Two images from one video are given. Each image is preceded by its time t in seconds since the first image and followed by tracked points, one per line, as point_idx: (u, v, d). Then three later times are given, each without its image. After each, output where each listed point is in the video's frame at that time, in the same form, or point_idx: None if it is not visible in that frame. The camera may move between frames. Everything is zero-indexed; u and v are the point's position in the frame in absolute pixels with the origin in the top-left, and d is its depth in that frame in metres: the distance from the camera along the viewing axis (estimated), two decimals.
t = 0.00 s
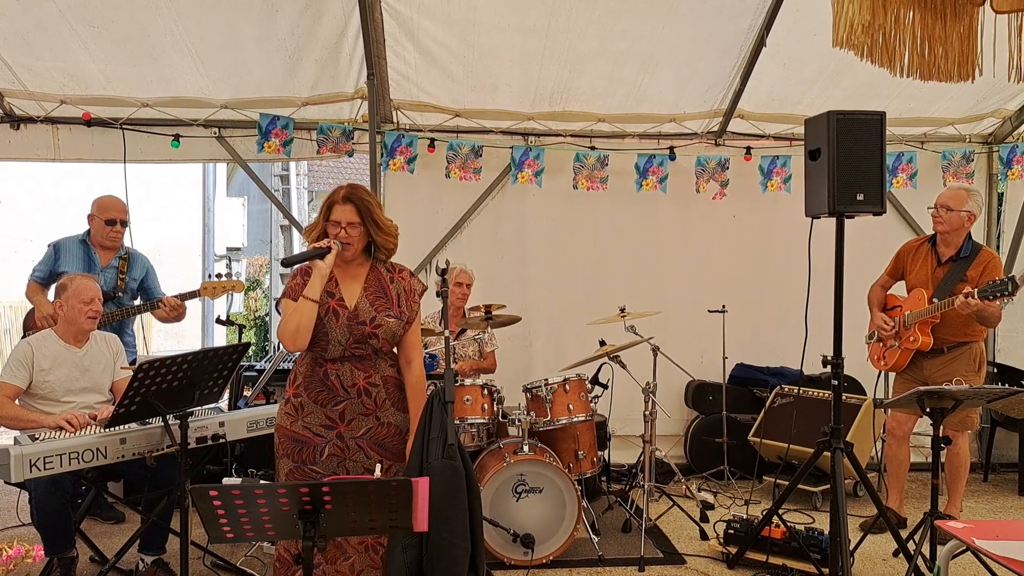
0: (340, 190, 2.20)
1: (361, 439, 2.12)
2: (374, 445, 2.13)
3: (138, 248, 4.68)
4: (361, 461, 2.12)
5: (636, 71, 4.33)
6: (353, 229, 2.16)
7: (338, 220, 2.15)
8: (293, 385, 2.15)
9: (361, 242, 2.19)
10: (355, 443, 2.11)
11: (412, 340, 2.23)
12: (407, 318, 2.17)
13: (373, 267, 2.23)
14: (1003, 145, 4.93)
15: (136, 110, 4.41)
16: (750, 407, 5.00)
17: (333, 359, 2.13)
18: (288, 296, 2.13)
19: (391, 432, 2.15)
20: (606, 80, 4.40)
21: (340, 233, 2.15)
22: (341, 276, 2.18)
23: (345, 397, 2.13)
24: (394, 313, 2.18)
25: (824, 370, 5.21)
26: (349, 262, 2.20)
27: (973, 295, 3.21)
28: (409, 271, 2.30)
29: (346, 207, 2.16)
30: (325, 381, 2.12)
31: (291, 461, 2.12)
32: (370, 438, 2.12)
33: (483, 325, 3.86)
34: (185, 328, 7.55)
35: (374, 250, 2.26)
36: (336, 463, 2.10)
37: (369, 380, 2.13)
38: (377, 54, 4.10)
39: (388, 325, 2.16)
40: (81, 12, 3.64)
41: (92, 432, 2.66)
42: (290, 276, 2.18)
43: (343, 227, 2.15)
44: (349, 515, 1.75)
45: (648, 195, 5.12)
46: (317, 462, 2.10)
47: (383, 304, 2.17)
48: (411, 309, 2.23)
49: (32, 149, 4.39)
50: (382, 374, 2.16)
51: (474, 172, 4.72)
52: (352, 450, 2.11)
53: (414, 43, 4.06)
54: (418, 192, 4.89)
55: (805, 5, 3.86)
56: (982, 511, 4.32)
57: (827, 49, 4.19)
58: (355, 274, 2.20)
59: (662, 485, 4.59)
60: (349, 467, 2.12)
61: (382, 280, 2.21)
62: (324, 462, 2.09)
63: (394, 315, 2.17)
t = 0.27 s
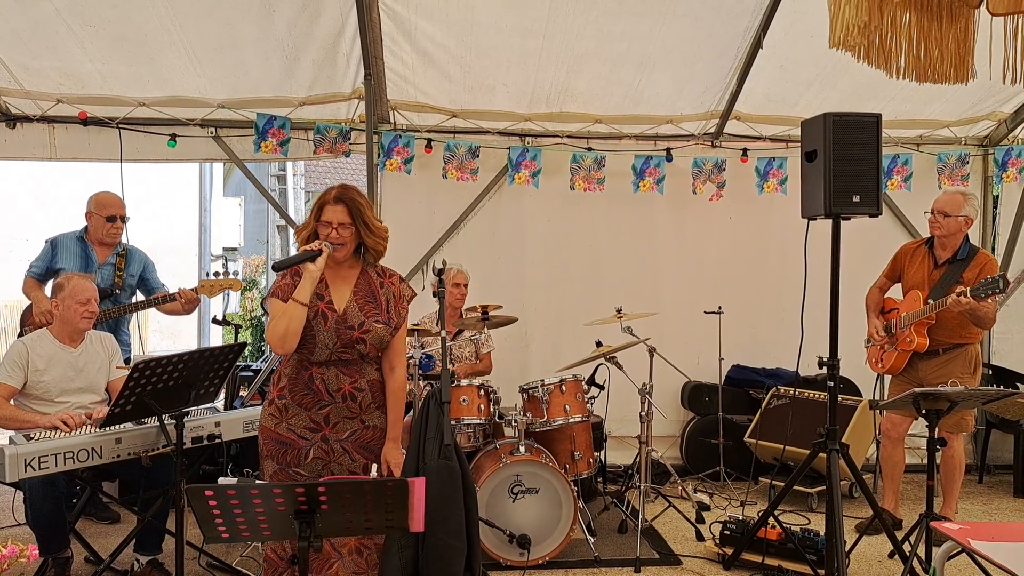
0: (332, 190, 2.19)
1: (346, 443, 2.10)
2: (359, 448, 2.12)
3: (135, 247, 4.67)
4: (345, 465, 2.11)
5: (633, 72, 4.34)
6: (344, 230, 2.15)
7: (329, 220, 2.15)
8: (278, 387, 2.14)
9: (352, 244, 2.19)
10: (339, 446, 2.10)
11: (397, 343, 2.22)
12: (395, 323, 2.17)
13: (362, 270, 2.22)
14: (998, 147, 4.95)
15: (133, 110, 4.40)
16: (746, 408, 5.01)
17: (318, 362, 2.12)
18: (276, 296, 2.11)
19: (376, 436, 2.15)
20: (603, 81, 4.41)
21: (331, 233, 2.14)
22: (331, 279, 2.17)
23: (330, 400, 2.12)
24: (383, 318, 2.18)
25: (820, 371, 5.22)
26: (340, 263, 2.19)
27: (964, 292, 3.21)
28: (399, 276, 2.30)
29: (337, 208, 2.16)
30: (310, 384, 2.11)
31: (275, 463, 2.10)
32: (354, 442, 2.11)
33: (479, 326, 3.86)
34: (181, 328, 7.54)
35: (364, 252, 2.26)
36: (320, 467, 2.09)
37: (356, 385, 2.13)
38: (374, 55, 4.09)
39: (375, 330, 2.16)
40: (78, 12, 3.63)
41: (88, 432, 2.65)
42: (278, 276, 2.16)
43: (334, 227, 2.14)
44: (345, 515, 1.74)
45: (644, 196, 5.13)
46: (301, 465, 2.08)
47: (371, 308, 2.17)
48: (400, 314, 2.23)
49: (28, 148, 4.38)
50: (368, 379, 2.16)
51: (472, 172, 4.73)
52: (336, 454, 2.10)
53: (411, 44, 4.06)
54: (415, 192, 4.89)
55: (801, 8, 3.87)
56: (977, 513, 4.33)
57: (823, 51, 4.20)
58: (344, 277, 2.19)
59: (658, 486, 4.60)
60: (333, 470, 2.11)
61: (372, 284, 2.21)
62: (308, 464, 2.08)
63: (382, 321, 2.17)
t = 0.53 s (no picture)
0: (328, 188, 2.17)
1: (343, 445, 2.10)
2: (355, 450, 2.11)
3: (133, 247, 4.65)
4: (341, 467, 2.10)
5: (633, 73, 4.33)
6: (341, 228, 2.13)
7: (326, 219, 2.13)
8: (275, 388, 2.13)
9: (349, 242, 2.17)
10: (336, 448, 2.09)
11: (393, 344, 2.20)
12: (391, 324, 2.16)
13: (359, 269, 2.20)
14: (999, 149, 4.95)
15: (132, 109, 4.38)
16: (745, 410, 5.00)
17: (315, 363, 2.10)
18: (273, 296, 2.09)
19: (372, 438, 2.14)
20: (603, 82, 4.40)
21: (327, 232, 2.12)
22: (327, 279, 2.15)
23: (326, 402, 2.11)
24: (380, 319, 2.16)
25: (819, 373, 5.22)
26: (337, 262, 2.18)
27: (962, 293, 3.20)
28: (397, 274, 2.28)
29: (334, 206, 2.14)
30: (306, 386, 2.10)
31: (271, 464, 2.09)
32: (351, 444, 2.10)
33: (478, 326, 3.85)
34: (179, 328, 7.51)
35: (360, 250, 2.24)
36: (316, 469, 2.08)
37: (352, 387, 2.12)
38: (374, 54, 4.08)
39: (373, 331, 2.14)
40: (76, 11, 3.62)
41: (85, 432, 2.64)
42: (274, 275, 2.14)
43: (330, 225, 2.12)
44: (344, 517, 1.73)
45: (644, 197, 5.12)
46: (296, 467, 2.07)
47: (368, 309, 2.15)
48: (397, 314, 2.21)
49: (26, 147, 4.36)
50: (365, 381, 2.15)
51: (471, 172, 4.70)
52: (333, 456, 2.09)
53: (410, 44, 4.05)
54: (414, 193, 4.88)
55: (802, 9, 3.86)
56: (976, 515, 4.32)
57: (824, 53, 4.20)
58: (341, 276, 2.17)
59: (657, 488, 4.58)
60: (329, 472, 2.11)
61: (369, 284, 2.19)
62: (304, 467, 2.07)
63: (379, 322, 2.15)
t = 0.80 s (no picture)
0: (335, 189, 2.17)
1: (358, 445, 2.10)
2: (372, 449, 2.12)
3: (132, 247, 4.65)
4: (358, 466, 2.11)
5: (633, 74, 4.33)
6: (348, 228, 2.13)
7: (333, 219, 2.13)
8: (292, 390, 2.15)
9: (357, 241, 2.17)
10: (352, 448, 2.10)
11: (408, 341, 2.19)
12: (403, 322, 2.15)
13: (369, 269, 2.20)
14: (998, 151, 4.97)
15: (131, 109, 4.38)
16: (745, 412, 5.00)
17: (329, 364, 2.11)
18: (285, 300, 2.11)
19: (389, 437, 2.15)
20: (603, 83, 4.40)
21: (335, 233, 2.12)
22: (338, 280, 2.16)
23: (342, 402, 2.12)
24: (391, 317, 2.15)
25: (818, 374, 5.22)
26: (346, 262, 2.18)
27: (961, 292, 3.21)
28: (408, 272, 2.28)
29: (341, 206, 2.14)
30: (321, 388, 2.11)
31: (290, 465, 2.12)
32: (367, 444, 2.11)
33: (477, 327, 3.85)
34: (177, 328, 7.51)
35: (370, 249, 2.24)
36: (333, 469, 2.10)
37: (366, 387, 2.12)
38: (374, 55, 4.08)
39: (384, 330, 2.14)
40: (76, 11, 3.62)
41: (85, 432, 2.64)
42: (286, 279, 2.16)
43: (338, 226, 2.12)
44: (342, 518, 1.73)
45: (644, 199, 5.12)
46: (313, 468, 2.09)
47: (379, 308, 2.15)
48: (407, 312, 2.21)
49: (25, 147, 4.36)
50: (380, 380, 2.15)
51: (471, 173, 4.68)
52: (349, 456, 2.10)
53: (411, 45, 4.05)
54: (414, 194, 4.88)
55: (802, 11, 3.87)
56: (975, 517, 4.33)
57: (823, 54, 4.20)
58: (351, 276, 2.18)
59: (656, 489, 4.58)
60: (347, 472, 2.12)
61: (380, 283, 2.19)
62: (321, 467, 2.09)
63: (390, 320, 2.15)
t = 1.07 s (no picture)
0: (338, 188, 2.18)
1: (357, 446, 2.09)
2: (371, 452, 2.11)
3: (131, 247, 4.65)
4: (357, 468, 2.10)
5: (633, 76, 4.33)
6: (351, 228, 2.14)
7: (336, 219, 2.14)
8: (292, 391, 2.14)
9: (360, 241, 2.18)
10: (351, 450, 2.09)
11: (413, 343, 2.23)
12: (404, 324, 2.15)
13: (371, 269, 2.21)
14: (997, 153, 4.97)
15: (131, 110, 4.37)
16: (744, 413, 5.00)
17: (329, 365, 2.11)
18: (287, 299, 2.12)
19: (388, 439, 2.13)
20: (603, 84, 4.41)
21: (337, 232, 2.14)
22: (340, 280, 2.17)
23: (341, 403, 2.11)
24: (392, 319, 2.15)
25: (818, 376, 5.22)
26: (349, 263, 2.19)
27: (961, 295, 3.21)
28: (410, 275, 2.28)
29: (343, 205, 2.15)
30: (321, 388, 2.11)
31: (289, 466, 2.11)
32: (366, 445, 2.10)
33: (476, 328, 3.85)
34: (177, 328, 7.51)
35: (372, 250, 2.24)
36: (332, 470, 2.09)
37: (365, 388, 2.11)
38: (373, 56, 4.08)
39: (384, 331, 2.13)
40: (76, 11, 3.62)
41: (83, 432, 2.63)
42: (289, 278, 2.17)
43: (341, 226, 2.14)
44: (342, 518, 1.73)
45: (643, 200, 5.13)
46: (312, 469, 2.08)
47: (381, 309, 2.15)
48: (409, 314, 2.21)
49: (25, 147, 4.36)
50: (379, 381, 2.14)
51: (470, 174, 4.68)
52: (347, 457, 2.09)
53: (410, 46, 4.06)
54: (413, 194, 4.88)
55: (802, 12, 3.87)
56: (974, 518, 4.33)
57: (823, 56, 4.20)
58: (354, 277, 2.18)
59: (655, 490, 4.58)
60: (346, 473, 2.10)
61: (382, 284, 2.19)
62: (320, 468, 2.08)
63: (391, 321, 2.15)
